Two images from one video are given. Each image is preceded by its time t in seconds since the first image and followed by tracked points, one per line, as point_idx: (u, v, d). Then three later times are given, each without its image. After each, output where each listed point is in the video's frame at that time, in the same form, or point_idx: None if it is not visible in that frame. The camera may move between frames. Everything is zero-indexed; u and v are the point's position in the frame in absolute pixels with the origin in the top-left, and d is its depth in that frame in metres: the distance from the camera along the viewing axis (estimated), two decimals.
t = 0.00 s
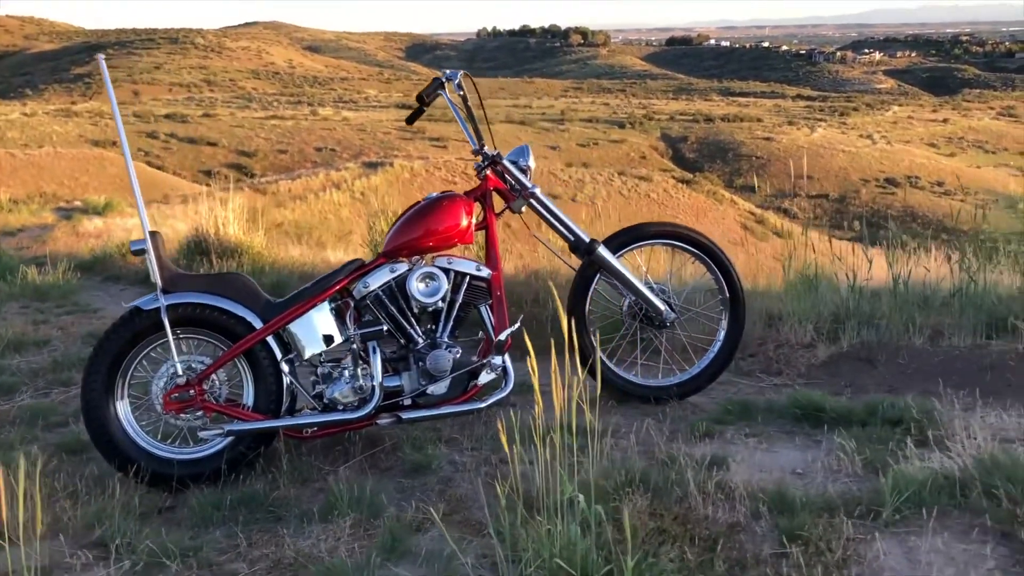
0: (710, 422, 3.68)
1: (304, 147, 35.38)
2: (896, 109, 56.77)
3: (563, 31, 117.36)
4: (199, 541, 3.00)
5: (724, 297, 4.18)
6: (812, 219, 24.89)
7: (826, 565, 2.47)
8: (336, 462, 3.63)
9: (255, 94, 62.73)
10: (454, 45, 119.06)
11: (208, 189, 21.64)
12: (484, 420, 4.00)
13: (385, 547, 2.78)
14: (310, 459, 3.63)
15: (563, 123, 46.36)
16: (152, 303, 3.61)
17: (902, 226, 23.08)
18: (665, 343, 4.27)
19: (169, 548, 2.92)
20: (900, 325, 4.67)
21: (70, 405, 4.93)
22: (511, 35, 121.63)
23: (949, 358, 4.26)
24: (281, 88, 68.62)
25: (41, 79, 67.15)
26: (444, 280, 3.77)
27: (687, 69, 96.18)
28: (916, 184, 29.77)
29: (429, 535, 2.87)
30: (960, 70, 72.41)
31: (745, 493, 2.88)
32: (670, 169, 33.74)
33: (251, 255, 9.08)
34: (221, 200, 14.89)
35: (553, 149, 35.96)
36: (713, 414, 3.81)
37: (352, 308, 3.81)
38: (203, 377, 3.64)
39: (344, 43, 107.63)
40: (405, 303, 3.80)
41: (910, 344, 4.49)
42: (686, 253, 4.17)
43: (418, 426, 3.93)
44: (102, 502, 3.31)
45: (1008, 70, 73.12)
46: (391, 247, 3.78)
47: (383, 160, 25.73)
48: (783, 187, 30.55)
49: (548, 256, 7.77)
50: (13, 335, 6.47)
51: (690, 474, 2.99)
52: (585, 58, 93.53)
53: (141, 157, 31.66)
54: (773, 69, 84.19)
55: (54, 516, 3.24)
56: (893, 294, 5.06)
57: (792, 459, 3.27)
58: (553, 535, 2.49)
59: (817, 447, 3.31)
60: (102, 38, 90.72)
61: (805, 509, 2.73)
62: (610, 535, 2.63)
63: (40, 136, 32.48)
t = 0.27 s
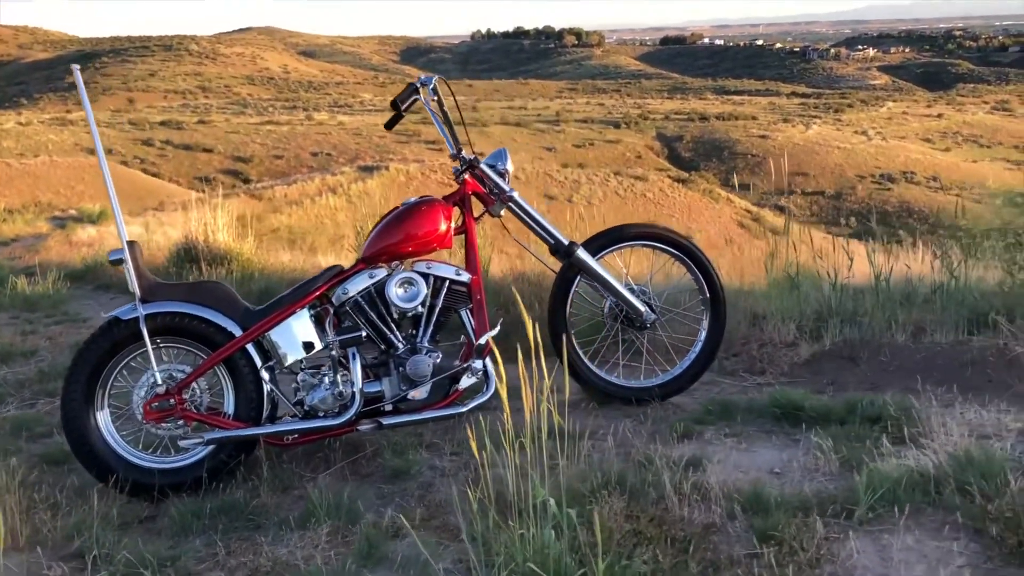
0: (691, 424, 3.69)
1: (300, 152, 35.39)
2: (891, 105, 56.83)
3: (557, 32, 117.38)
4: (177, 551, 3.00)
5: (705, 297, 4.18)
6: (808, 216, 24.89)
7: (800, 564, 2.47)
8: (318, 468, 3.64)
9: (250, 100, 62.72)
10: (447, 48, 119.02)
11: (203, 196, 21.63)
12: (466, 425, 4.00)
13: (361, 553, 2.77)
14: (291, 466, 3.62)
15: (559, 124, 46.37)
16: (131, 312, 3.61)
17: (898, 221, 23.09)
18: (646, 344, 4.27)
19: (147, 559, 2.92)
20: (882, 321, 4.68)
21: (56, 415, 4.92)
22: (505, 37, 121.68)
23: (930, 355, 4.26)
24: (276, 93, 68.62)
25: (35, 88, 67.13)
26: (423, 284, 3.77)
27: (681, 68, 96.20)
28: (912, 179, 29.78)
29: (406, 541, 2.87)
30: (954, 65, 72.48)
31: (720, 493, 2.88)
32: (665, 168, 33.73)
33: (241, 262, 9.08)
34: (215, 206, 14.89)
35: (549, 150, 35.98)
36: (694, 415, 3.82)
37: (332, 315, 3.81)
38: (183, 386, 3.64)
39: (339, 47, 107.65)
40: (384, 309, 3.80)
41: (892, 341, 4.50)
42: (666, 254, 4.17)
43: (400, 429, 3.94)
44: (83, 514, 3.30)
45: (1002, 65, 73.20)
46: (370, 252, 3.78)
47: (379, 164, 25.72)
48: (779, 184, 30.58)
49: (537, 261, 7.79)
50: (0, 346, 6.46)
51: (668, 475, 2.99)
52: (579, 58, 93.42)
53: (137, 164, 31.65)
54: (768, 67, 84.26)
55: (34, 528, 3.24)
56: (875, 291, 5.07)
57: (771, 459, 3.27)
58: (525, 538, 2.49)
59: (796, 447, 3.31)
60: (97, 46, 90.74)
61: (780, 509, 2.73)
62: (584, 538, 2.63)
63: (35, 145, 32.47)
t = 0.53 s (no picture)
0: (681, 427, 3.69)
1: (302, 156, 35.45)
2: (892, 104, 56.80)
3: (557, 35, 117.45)
4: (165, 559, 3.00)
5: (694, 300, 4.19)
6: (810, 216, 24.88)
7: (784, 566, 2.47)
8: (308, 475, 3.64)
9: (252, 105, 62.80)
10: (448, 51, 119.12)
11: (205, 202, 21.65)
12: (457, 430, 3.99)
13: (347, 559, 2.78)
14: (282, 472, 3.63)
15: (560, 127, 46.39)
16: (120, 320, 3.62)
17: (901, 220, 23.06)
18: (636, 347, 4.27)
19: (133, 567, 2.92)
20: (873, 323, 4.68)
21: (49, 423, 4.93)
22: (506, 40, 121.76)
23: (921, 355, 4.26)
24: (278, 99, 68.73)
25: (38, 96, 67.32)
26: (411, 290, 3.77)
27: (682, 69, 96.22)
28: (914, 178, 29.75)
29: (393, 546, 2.88)
30: (955, 63, 72.43)
31: (706, 496, 2.89)
32: (667, 169, 33.73)
33: (238, 268, 9.09)
34: (216, 212, 14.92)
35: (550, 153, 36.00)
36: (684, 417, 3.82)
37: (321, 321, 3.81)
38: (173, 394, 3.64)
39: (339, 52, 107.72)
40: (374, 315, 3.80)
41: (884, 342, 4.50)
42: (656, 257, 4.17)
43: (391, 434, 3.94)
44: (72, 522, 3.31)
45: (1003, 63, 73.15)
46: (359, 258, 3.78)
47: (381, 168, 25.75)
48: (781, 185, 30.59)
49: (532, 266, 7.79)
50: None
51: (654, 478, 2.99)
52: (580, 61, 93.47)
53: (139, 171, 31.71)
54: (768, 67, 84.24)
55: (24, 537, 3.24)
56: (867, 293, 5.07)
57: (758, 461, 3.28)
58: (508, 542, 2.50)
59: (784, 448, 3.31)
60: (98, 53, 90.93)
61: (765, 511, 2.74)
62: (569, 541, 2.64)
63: (37, 153, 32.55)
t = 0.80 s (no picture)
0: (679, 425, 3.68)
1: (317, 159, 35.56)
2: (909, 104, 56.44)
3: (571, 36, 117.31)
4: (159, 556, 3.01)
5: (694, 299, 4.18)
6: (825, 216, 24.77)
7: (774, 563, 2.46)
8: (306, 474, 3.64)
9: (267, 108, 63.04)
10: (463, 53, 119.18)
11: (220, 204, 21.75)
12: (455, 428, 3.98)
13: (339, 556, 2.78)
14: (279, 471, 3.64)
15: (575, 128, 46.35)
16: (119, 320, 3.64)
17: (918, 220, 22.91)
18: (636, 346, 4.25)
19: (127, 564, 2.93)
20: (875, 322, 4.66)
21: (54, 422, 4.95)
22: (520, 41, 121.68)
23: (924, 354, 4.23)
24: (293, 101, 68.95)
25: (56, 100, 67.86)
26: (408, 289, 3.77)
27: (697, 70, 95.91)
28: (931, 177, 29.54)
29: (386, 543, 2.87)
30: (972, 62, 71.90)
31: (699, 494, 2.87)
32: (682, 170, 33.62)
33: (247, 269, 9.12)
34: (229, 215, 14.98)
35: (565, 154, 35.99)
36: (683, 416, 3.80)
37: (319, 320, 3.82)
38: (171, 393, 3.65)
39: (354, 54, 107.92)
40: (371, 314, 3.79)
41: (886, 340, 4.47)
42: (654, 255, 4.16)
43: (389, 432, 3.94)
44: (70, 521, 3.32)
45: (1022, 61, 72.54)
46: (356, 257, 3.78)
47: (396, 170, 25.79)
48: (797, 185, 30.47)
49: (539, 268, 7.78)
50: (6, 356, 6.51)
51: (647, 475, 2.98)
52: (595, 61, 93.33)
53: (156, 174, 31.92)
54: (784, 67, 83.85)
55: (23, 534, 3.26)
56: (868, 292, 5.04)
57: (755, 459, 3.25)
58: (496, 537, 2.49)
59: (782, 446, 3.29)
60: (115, 57, 91.48)
61: (757, 510, 2.72)
62: (559, 538, 2.63)
63: (55, 157, 32.81)
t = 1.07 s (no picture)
0: (683, 420, 3.67)
1: (353, 157, 35.81)
2: (952, 104, 55.55)
3: (608, 35, 116.95)
4: (162, 540, 3.06)
5: (704, 295, 4.16)
6: (863, 217, 24.46)
7: (764, 557, 2.45)
8: (311, 463, 3.68)
9: (305, 106, 63.60)
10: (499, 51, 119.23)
11: (255, 201, 22.00)
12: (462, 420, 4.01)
13: (336, 544, 2.81)
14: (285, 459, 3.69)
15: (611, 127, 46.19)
16: (131, 308, 3.70)
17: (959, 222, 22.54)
18: (645, 342, 4.25)
19: (130, 548, 2.99)
20: (890, 320, 4.61)
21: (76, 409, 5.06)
22: (557, 40, 121.50)
23: (936, 353, 4.18)
24: (330, 100, 69.50)
25: (99, 98, 68.97)
26: (415, 281, 3.79)
27: (735, 69, 95.14)
28: (972, 178, 29.05)
29: (383, 531, 2.91)
30: (1018, 62, 70.56)
31: (695, 489, 2.87)
32: (718, 170, 33.40)
33: (274, 264, 9.21)
34: (262, 211, 15.14)
35: (600, 153, 35.90)
36: (690, 412, 3.79)
37: (327, 311, 3.85)
38: (181, 381, 3.71)
39: (391, 53, 108.43)
40: (379, 306, 3.82)
41: (900, 339, 4.42)
42: (664, 251, 4.16)
43: (397, 423, 3.97)
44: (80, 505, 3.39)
45: None
46: (365, 249, 3.81)
47: (430, 168, 25.89)
48: (835, 186, 30.15)
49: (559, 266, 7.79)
50: (35, 345, 6.66)
51: (644, 468, 2.99)
52: (631, 60, 92.89)
53: (195, 171, 32.36)
54: (823, 67, 82.91)
55: (35, 516, 3.34)
56: (885, 292, 4.99)
57: (757, 455, 3.24)
58: (486, 526, 2.51)
59: (784, 441, 3.27)
60: (157, 56, 92.77)
61: (752, 504, 2.71)
62: (549, 530, 2.64)
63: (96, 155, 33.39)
